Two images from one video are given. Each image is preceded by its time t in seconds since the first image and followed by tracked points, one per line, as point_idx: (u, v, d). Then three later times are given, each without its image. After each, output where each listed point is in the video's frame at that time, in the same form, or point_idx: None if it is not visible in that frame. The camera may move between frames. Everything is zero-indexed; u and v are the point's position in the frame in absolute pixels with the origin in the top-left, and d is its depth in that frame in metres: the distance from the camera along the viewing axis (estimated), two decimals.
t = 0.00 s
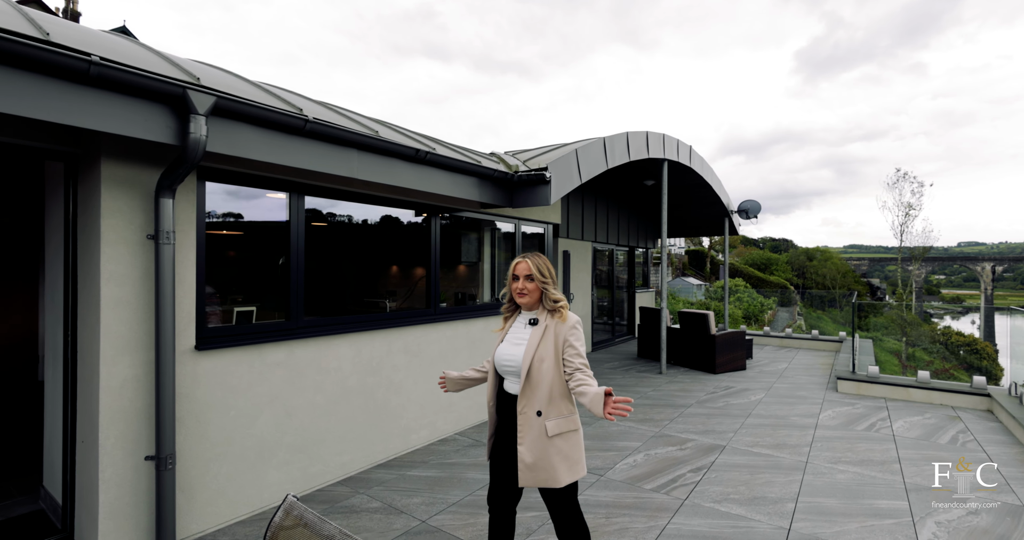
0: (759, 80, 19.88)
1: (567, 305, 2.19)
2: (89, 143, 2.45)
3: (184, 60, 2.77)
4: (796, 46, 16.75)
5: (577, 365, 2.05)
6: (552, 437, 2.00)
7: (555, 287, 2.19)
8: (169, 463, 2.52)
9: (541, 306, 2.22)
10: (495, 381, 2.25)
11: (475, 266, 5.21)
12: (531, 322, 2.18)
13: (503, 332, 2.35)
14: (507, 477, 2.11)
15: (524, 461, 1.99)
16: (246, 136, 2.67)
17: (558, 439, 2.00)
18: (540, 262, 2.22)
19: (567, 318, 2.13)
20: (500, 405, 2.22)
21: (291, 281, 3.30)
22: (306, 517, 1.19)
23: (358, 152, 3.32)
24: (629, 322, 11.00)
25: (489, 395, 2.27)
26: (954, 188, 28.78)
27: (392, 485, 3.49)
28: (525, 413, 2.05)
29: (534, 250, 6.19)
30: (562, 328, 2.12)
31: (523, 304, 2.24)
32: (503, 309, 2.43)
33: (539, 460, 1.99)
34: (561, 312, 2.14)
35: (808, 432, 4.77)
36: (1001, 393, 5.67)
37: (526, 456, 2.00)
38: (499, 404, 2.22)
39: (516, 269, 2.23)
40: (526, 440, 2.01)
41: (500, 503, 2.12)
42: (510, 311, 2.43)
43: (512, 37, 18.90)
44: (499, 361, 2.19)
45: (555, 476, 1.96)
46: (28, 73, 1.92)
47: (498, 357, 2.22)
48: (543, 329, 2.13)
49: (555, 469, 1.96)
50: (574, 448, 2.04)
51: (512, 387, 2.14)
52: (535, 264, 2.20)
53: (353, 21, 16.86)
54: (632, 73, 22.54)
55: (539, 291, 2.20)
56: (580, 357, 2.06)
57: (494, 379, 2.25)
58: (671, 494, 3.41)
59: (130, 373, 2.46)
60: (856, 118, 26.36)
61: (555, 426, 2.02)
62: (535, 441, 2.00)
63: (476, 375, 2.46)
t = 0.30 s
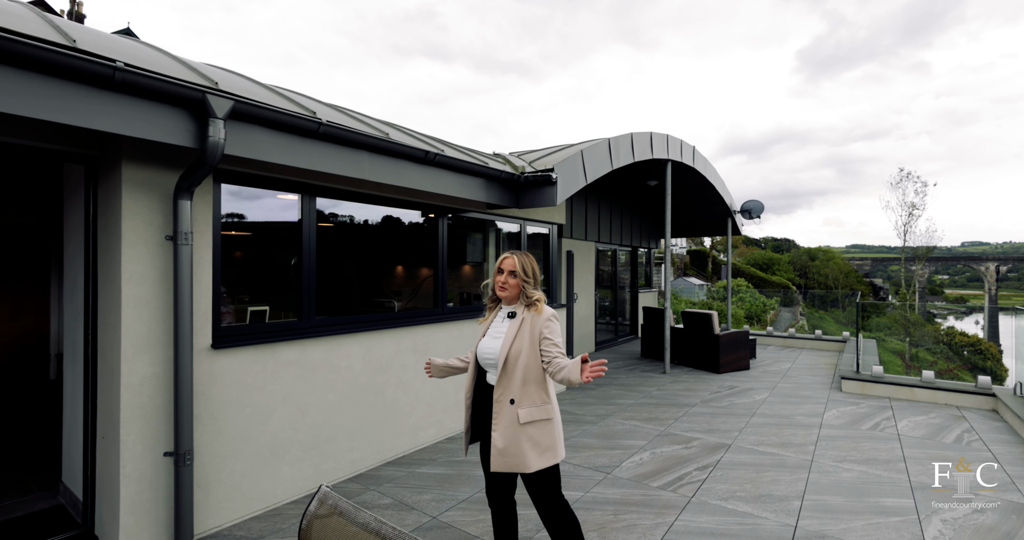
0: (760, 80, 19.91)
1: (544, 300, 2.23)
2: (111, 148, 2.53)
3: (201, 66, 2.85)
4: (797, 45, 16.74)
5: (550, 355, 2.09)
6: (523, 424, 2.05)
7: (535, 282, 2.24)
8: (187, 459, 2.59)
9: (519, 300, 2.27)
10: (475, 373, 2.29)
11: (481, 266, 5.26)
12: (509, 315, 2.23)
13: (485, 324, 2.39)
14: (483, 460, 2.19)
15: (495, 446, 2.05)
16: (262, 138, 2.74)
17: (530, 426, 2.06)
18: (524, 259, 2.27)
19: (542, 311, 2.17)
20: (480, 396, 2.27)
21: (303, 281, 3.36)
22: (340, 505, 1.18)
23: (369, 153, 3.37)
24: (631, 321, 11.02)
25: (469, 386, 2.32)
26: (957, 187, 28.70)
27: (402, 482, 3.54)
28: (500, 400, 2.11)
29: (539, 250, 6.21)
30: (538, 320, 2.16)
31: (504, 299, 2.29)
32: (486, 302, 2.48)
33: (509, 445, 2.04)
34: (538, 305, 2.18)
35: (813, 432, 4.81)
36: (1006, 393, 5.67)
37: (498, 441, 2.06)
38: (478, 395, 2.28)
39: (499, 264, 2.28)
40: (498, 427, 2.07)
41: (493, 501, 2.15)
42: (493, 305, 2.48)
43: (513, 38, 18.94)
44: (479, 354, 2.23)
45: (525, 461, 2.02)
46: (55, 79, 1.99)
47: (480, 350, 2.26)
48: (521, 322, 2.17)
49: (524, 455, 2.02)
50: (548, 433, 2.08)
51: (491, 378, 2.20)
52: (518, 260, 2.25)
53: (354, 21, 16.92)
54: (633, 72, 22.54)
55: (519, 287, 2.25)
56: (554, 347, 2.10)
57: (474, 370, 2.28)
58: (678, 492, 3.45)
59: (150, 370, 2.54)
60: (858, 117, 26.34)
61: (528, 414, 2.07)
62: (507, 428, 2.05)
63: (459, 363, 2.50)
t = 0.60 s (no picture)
0: (767, 80, 19.88)
1: (544, 302, 2.30)
2: (142, 153, 2.66)
3: (227, 72, 2.96)
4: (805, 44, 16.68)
5: (550, 353, 2.14)
6: (519, 417, 2.10)
7: (535, 284, 2.32)
8: (212, 452, 2.71)
9: (520, 301, 2.33)
10: (476, 366, 2.39)
11: (491, 266, 5.33)
12: (510, 315, 2.29)
13: (486, 324, 2.45)
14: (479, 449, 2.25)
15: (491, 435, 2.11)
16: (285, 143, 2.84)
17: (526, 420, 2.10)
18: (524, 260, 2.35)
19: (542, 312, 2.23)
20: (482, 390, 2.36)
21: (321, 282, 3.46)
22: (381, 489, 1.16)
23: (386, 157, 3.45)
24: (638, 321, 11.04)
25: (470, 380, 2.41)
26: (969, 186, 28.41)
27: (417, 477, 3.62)
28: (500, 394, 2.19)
29: (547, 250, 6.25)
30: (538, 320, 2.22)
31: (506, 299, 2.36)
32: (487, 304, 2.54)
33: (504, 436, 2.10)
34: (537, 305, 2.26)
35: (822, 431, 4.84)
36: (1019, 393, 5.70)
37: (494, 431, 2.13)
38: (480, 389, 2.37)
39: (500, 266, 2.36)
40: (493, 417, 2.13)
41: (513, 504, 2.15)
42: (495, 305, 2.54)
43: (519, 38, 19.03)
44: (482, 351, 2.31)
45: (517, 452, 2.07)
46: (95, 88, 2.10)
47: (482, 347, 2.34)
48: (522, 321, 2.24)
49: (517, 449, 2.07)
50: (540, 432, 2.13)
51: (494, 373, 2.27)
52: (519, 262, 2.33)
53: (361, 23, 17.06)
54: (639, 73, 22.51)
55: (521, 287, 2.32)
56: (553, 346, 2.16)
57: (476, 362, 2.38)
58: (688, 489, 3.51)
59: (178, 366, 2.67)
60: (867, 116, 26.14)
61: (524, 407, 2.12)
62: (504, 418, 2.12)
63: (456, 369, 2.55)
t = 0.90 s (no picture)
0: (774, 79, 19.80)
1: (547, 304, 2.35)
2: (170, 159, 2.77)
3: (250, 80, 3.05)
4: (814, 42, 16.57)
5: (557, 356, 2.23)
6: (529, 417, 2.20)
7: (536, 287, 2.36)
8: (238, 449, 2.81)
9: (523, 304, 2.37)
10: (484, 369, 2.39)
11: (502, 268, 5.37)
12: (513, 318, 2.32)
13: (489, 328, 2.44)
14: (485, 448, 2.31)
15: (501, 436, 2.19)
16: (307, 150, 2.92)
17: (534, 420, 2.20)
18: (524, 264, 2.37)
19: (547, 315, 2.29)
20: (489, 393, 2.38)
21: (339, 283, 3.54)
22: (419, 483, 1.24)
23: (403, 161, 3.52)
24: (647, 321, 11.03)
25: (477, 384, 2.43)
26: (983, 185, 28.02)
27: (433, 475, 3.70)
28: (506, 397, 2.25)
29: (558, 252, 6.26)
30: (542, 323, 2.28)
31: (506, 303, 2.37)
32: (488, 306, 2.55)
33: (514, 437, 2.18)
34: (541, 308, 2.30)
35: (834, 432, 4.85)
36: None
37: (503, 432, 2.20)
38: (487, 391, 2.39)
39: (500, 270, 2.36)
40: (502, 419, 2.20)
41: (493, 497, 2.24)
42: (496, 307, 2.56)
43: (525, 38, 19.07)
44: (487, 354, 2.32)
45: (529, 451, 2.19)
46: (131, 98, 2.22)
47: (487, 351, 2.35)
48: (526, 324, 2.28)
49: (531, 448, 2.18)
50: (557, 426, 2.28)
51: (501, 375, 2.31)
52: (519, 266, 2.34)
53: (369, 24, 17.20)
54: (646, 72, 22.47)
55: (522, 291, 2.34)
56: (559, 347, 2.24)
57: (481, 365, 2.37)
58: (701, 489, 3.55)
59: (205, 365, 2.78)
60: (877, 114, 25.88)
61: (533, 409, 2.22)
62: (512, 420, 2.19)
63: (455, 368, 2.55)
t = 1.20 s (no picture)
0: (781, 77, 19.62)
1: (542, 309, 2.35)
2: (196, 163, 2.85)
3: (271, 86, 3.14)
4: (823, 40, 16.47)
5: (550, 363, 2.22)
6: (526, 425, 2.22)
7: (533, 292, 2.35)
8: (261, 446, 2.89)
9: (519, 310, 2.37)
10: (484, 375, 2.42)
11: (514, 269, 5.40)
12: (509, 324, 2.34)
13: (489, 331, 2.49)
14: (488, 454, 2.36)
15: (501, 444, 2.23)
16: (328, 154, 2.99)
17: (530, 427, 2.23)
18: (521, 270, 2.36)
19: (540, 321, 2.30)
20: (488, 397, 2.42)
21: (357, 285, 3.61)
22: (453, 478, 1.31)
23: (420, 165, 3.58)
24: (655, 322, 11.04)
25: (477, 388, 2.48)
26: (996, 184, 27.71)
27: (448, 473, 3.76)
28: (501, 402, 2.28)
29: (568, 252, 6.27)
30: (536, 330, 2.29)
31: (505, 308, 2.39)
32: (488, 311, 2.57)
33: (513, 444, 2.23)
34: (536, 315, 2.31)
35: (846, 433, 4.87)
36: None
37: (502, 440, 2.24)
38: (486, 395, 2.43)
39: (497, 276, 2.37)
40: (500, 427, 2.24)
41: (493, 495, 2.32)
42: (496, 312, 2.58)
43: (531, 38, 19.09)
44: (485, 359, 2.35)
45: (526, 458, 2.22)
46: (164, 106, 2.31)
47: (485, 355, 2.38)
48: (519, 330, 2.30)
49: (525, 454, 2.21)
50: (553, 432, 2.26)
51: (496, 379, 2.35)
52: (515, 271, 2.35)
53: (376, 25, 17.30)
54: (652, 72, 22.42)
55: (519, 297, 2.34)
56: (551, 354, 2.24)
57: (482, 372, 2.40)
58: (714, 488, 3.58)
59: (231, 364, 2.87)
60: (887, 113, 25.67)
61: (528, 415, 2.24)
62: (509, 428, 2.22)
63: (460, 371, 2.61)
